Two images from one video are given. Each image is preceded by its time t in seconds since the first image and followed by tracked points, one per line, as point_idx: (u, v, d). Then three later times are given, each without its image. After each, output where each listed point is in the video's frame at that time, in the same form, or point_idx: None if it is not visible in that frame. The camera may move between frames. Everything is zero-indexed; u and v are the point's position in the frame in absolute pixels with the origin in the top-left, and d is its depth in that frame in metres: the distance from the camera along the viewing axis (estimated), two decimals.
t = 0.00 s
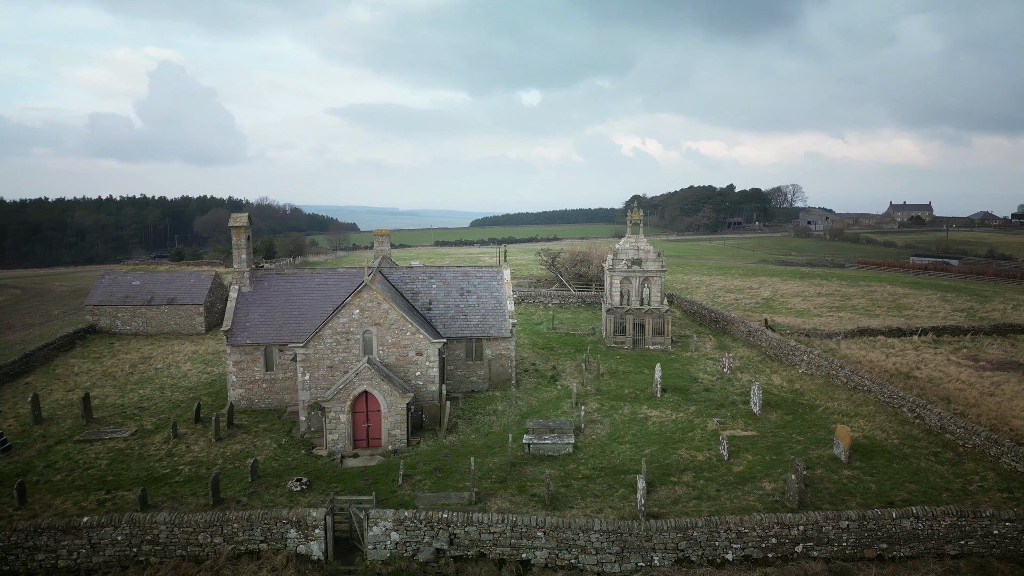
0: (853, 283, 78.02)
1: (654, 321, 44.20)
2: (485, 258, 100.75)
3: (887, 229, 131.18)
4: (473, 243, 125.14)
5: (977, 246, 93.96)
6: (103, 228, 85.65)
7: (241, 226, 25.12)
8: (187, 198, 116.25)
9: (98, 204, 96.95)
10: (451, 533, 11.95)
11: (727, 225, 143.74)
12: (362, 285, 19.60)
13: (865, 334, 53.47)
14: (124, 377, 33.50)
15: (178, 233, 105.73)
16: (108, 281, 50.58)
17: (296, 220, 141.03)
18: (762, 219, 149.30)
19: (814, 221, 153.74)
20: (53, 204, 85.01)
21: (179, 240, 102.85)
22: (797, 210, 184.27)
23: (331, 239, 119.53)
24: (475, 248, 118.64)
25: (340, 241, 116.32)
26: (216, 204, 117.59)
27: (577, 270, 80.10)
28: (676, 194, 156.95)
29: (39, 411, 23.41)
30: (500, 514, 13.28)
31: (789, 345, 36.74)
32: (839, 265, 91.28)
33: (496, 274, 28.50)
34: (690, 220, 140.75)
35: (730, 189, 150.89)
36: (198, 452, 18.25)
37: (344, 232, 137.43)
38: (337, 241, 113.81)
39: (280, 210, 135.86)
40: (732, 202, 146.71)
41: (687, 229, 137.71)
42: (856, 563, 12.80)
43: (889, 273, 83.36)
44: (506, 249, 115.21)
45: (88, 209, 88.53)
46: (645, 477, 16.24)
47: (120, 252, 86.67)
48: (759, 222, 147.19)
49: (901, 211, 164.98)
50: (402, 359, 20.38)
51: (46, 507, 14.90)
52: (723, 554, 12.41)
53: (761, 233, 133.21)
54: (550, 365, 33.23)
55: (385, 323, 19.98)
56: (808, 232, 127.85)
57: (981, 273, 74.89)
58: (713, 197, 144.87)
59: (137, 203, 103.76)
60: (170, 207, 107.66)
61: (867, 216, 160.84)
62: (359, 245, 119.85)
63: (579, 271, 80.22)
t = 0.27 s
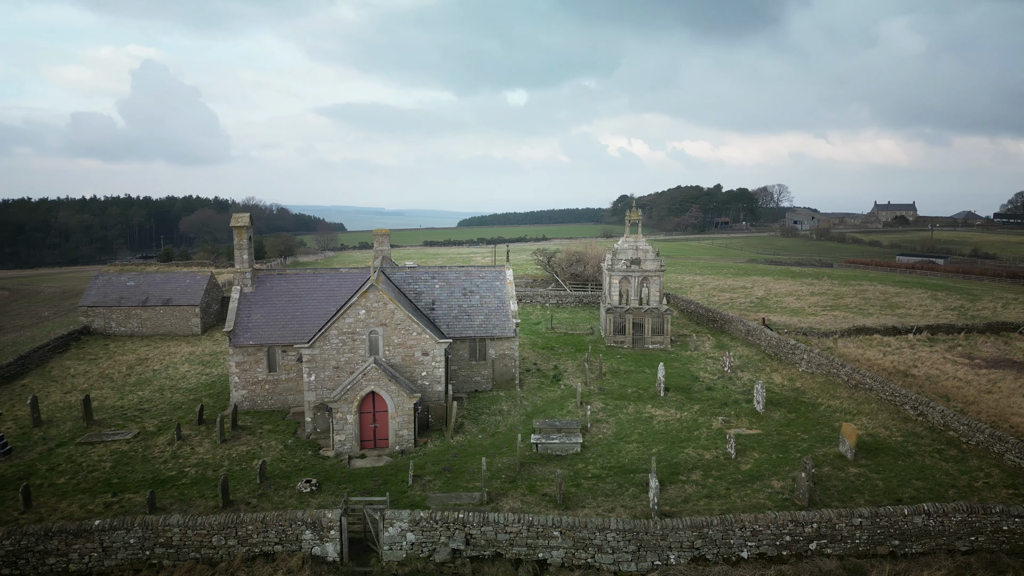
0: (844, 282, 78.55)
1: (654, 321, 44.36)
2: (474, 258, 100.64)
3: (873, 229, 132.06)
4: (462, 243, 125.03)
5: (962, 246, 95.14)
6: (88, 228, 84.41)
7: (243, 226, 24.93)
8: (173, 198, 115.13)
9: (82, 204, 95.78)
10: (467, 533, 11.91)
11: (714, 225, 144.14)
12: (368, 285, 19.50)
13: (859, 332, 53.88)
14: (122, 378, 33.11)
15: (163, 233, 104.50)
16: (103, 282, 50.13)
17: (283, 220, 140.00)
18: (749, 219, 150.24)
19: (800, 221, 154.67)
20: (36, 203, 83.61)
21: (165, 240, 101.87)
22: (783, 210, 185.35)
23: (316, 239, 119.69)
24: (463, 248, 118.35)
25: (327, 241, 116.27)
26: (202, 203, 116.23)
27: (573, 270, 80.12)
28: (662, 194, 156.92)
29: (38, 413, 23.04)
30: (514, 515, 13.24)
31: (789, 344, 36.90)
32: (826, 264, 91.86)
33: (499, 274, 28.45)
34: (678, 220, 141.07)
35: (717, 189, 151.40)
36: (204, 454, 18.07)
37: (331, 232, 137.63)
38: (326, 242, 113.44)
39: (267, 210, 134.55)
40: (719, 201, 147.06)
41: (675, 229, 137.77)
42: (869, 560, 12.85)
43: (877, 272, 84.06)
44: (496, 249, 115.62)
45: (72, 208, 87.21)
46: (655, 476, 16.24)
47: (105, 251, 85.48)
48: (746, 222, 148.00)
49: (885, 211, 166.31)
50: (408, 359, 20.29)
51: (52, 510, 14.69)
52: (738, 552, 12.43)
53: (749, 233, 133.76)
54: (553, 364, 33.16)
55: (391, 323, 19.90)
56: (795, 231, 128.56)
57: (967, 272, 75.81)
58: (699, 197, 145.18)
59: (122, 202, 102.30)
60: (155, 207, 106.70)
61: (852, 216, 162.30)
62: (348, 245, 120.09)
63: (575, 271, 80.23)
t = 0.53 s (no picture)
0: (835, 281, 79.15)
1: (653, 320, 44.46)
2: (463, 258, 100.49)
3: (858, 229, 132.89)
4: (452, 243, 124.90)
5: (947, 246, 96.31)
6: (71, 229, 83.12)
7: (245, 226, 24.73)
8: (158, 198, 113.94)
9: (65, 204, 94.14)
10: (483, 533, 11.89)
11: (701, 225, 144.77)
12: (374, 285, 19.41)
13: (853, 331, 54.28)
14: (119, 380, 32.69)
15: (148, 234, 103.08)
16: (96, 283, 49.64)
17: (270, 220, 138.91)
18: (735, 219, 151.21)
19: (786, 221, 155.67)
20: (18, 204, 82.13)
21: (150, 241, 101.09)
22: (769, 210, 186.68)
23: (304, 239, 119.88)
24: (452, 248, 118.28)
25: (315, 241, 116.05)
26: (186, 205, 115.07)
27: (569, 270, 80.19)
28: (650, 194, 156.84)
29: (37, 416, 22.63)
30: (527, 514, 13.23)
31: (788, 343, 37.10)
32: (814, 264, 92.59)
33: (501, 274, 28.43)
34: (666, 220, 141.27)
35: (704, 189, 151.93)
36: (210, 456, 17.88)
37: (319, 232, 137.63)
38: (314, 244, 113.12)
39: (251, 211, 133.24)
40: (706, 202, 147.87)
41: (662, 229, 137.94)
42: (882, 556, 12.91)
43: (864, 271, 84.73)
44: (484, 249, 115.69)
45: (55, 209, 85.69)
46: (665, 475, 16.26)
47: (89, 253, 84.26)
48: (732, 222, 148.75)
49: (869, 211, 167.61)
50: (414, 359, 20.20)
51: (58, 513, 14.48)
52: (752, 550, 12.45)
53: (736, 233, 134.48)
54: (554, 364, 33.09)
55: (397, 323, 19.83)
56: (781, 231, 129.48)
57: (953, 271, 76.77)
58: (686, 198, 145.62)
59: (104, 203, 100.85)
60: (139, 207, 105.65)
61: (838, 216, 163.82)
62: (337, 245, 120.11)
63: (571, 271, 80.24)
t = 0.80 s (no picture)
0: (825, 280, 79.77)
1: (652, 320, 44.61)
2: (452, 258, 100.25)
3: (842, 229, 133.68)
4: (440, 243, 124.67)
5: (932, 246, 97.55)
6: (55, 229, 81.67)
7: (246, 226, 24.61)
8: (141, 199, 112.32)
9: (47, 204, 92.50)
10: (498, 534, 11.86)
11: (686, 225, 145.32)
12: (379, 286, 19.31)
13: (847, 330, 54.74)
14: (116, 381, 32.27)
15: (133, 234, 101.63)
16: (89, 284, 49.09)
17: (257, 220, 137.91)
18: (721, 219, 152.14)
19: (772, 221, 156.80)
20: None
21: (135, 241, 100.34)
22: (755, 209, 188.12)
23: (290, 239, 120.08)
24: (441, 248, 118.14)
25: (303, 241, 115.51)
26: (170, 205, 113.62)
27: (564, 270, 80.24)
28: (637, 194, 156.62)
29: (35, 419, 22.28)
30: (540, 514, 13.20)
31: (787, 342, 37.34)
32: (802, 263, 93.30)
33: (503, 274, 28.40)
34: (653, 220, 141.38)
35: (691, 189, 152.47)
36: (215, 458, 17.71)
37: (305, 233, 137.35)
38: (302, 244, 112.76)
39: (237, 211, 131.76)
40: (693, 202, 148.55)
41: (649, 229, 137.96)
42: (893, 553, 12.98)
43: (851, 270, 85.44)
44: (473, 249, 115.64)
45: (37, 210, 84.13)
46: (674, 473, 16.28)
47: (72, 254, 82.73)
48: (719, 222, 149.51)
49: (853, 211, 169.12)
50: (420, 359, 20.12)
51: (64, 517, 14.28)
52: (766, 547, 12.49)
53: (722, 233, 135.14)
54: (555, 364, 33.05)
55: (403, 324, 19.75)
56: (767, 231, 130.48)
57: (939, 271, 77.78)
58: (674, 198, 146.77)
59: (87, 203, 99.27)
60: (123, 207, 104.54)
61: (823, 216, 165.49)
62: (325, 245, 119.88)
63: (566, 271, 80.30)
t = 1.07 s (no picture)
0: (814, 279, 80.39)
1: (649, 319, 44.80)
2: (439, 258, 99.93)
3: (825, 229, 134.17)
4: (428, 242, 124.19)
5: (916, 246, 98.74)
6: (36, 229, 80.06)
7: (246, 226, 24.41)
8: (122, 199, 110.81)
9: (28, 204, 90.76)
10: (513, 533, 11.84)
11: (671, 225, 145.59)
12: (384, 286, 19.24)
13: (841, 328, 55.17)
14: (113, 383, 31.85)
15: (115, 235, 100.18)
16: (81, 285, 48.48)
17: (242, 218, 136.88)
18: (707, 219, 152.84)
19: (757, 221, 157.85)
20: None
21: (119, 241, 99.28)
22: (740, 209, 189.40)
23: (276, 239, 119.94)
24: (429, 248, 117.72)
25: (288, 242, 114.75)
26: (153, 206, 112.16)
27: (558, 270, 80.29)
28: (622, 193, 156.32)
29: (33, 421, 21.93)
30: (552, 513, 13.18)
31: (785, 341, 37.57)
32: (789, 263, 93.98)
33: (504, 274, 28.36)
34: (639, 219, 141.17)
35: (677, 189, 152.82)
36: (219, 460, 17.54)
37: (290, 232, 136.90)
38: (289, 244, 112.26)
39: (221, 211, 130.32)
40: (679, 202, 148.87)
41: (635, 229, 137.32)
42: (903, 549, 13.09)
43: (837, 270, 86.13)
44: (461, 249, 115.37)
45: (17, 210, 82.47)
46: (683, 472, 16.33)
47: (54, 254, 81.11)
48: (704, 222, 150.14)
49: (836, 211, 170.59)
50: (424, 360, 20.05)
51: (69, 521, 14.09)
52: (778, 545, 12.55)
53: (707, 233, 135.61)
54: (555, 364, 33.01)
55: (408, 324, 19.67)
56: (753, 231, 131.38)
57: (924, 270, 78.86)
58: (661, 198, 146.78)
59: (68, 204, 97.69)
60: (105, 207, 103.29)
61: (807, 216, 166.82)
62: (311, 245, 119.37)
63: (560, 271, 80.32)
